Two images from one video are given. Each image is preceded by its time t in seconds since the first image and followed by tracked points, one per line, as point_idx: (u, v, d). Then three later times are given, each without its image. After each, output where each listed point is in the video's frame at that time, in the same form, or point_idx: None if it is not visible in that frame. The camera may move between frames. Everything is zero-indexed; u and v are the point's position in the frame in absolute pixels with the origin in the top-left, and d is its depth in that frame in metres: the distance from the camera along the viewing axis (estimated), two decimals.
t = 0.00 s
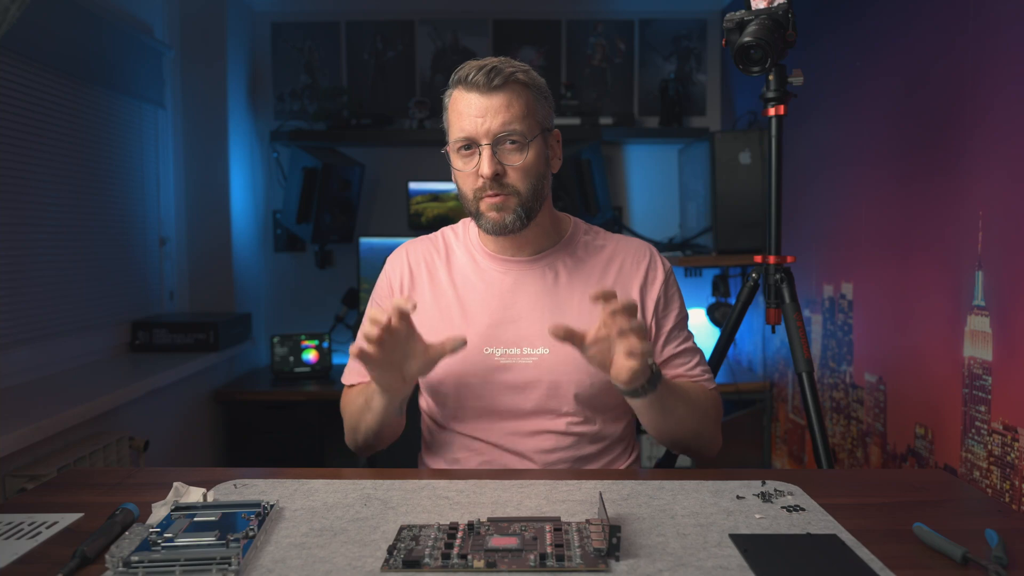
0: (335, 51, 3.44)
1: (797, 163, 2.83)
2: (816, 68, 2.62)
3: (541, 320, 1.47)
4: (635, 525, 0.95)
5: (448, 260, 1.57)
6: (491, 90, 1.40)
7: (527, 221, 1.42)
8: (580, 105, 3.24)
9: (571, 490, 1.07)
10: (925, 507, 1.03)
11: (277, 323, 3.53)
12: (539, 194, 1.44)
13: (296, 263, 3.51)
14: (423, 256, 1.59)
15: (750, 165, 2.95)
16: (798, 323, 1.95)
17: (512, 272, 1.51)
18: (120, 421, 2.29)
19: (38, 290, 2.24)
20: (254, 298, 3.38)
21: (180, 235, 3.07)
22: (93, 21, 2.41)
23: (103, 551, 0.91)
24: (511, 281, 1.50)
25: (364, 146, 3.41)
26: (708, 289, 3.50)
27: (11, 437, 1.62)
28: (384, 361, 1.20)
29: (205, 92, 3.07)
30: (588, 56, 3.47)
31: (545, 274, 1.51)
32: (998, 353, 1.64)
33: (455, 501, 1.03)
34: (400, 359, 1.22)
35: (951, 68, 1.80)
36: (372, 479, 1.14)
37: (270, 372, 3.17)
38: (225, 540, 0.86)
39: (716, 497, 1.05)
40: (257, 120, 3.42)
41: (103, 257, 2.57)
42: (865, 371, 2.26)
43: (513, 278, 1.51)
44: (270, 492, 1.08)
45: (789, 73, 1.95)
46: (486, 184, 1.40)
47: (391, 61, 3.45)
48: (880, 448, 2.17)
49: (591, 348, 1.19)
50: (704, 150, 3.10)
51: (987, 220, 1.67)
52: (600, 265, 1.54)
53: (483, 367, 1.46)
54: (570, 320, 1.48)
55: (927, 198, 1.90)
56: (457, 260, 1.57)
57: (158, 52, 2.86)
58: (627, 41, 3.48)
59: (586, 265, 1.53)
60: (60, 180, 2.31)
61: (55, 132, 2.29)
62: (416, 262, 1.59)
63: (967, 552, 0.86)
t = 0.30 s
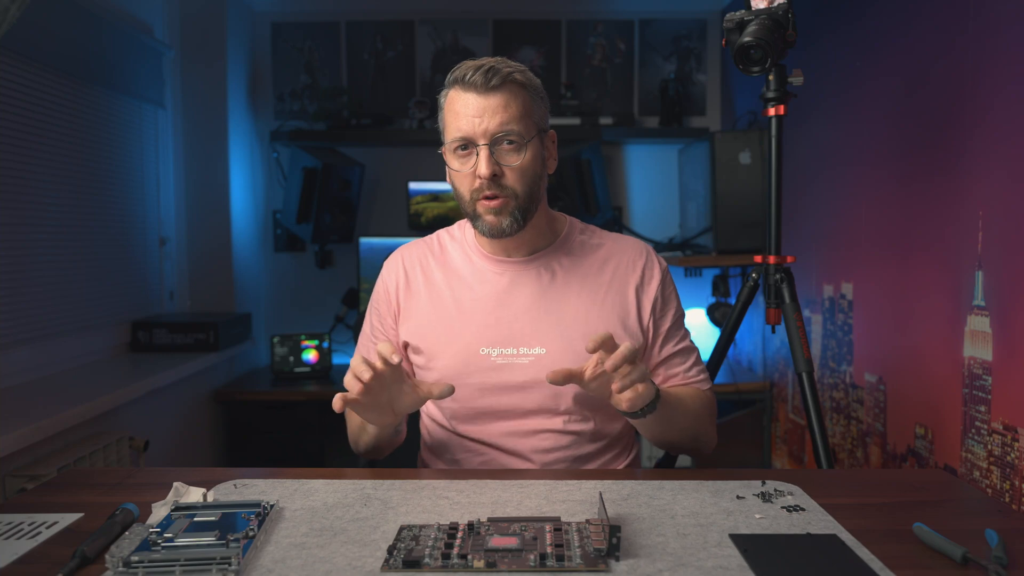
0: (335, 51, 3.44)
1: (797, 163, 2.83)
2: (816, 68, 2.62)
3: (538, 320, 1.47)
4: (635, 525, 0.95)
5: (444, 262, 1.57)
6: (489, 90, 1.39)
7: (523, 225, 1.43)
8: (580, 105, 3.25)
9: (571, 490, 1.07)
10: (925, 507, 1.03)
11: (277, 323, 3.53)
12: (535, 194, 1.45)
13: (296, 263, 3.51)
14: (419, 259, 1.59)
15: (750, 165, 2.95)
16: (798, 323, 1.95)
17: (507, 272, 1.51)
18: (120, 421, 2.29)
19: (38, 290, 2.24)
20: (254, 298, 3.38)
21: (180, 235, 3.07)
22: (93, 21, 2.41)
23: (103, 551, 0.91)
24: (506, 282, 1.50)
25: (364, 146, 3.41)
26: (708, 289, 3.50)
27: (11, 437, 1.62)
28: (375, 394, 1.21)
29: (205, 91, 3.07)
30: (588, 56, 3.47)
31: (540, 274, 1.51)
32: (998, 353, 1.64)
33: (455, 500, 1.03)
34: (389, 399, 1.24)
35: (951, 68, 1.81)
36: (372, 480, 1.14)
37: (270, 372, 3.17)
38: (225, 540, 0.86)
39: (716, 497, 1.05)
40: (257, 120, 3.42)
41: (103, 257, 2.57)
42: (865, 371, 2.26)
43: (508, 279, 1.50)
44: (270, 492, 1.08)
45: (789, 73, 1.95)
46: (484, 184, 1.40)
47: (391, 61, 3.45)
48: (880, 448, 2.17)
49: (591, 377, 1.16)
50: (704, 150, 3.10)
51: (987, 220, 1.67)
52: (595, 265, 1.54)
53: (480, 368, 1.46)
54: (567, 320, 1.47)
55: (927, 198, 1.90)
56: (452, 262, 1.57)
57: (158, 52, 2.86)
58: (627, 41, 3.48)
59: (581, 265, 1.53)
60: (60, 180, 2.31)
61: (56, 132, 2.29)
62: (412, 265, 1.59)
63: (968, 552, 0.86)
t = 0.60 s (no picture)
0: (335, 51, 3.44)
1: (797, 163, 2.83)
2: (816, 67, 2.62)
3: (536, 320, 1.47)
4: (635, 525, 0.95)
5: (443, 263, 1.57)
6: (485, 97, 1.39)
7: (521, 230, 1.44)
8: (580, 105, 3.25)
9: (571, 490, 1.07)
10: (925, 507, 1.03)
11: (277, 323, 3.53)
12: (533, 199, 1.45)
13: (296, 263, 3.51)
14: (417, 260, 1.59)
15: (750, 165, 2.95)
16: (798, 323, 1.95)
17: (506, 273, 1.51)
18: (120, 421, 2.29)
19: (38, 290, 2.24)
20: (254, 298, 3.38)
21: (180, 234, 3.07)
22: (93, 21, 2.41)
23: (103, 551, 0.91)
24: (505, 282, 1.50)
25: (364, 146, 3.41)
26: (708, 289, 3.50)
27: (11, 437, 1.62)
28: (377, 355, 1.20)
29: (205, 91, 3.07)
30: (588, 56, 3.47)
31: (539, 274, 1.51)
32: (998, 353, 1.64)
33: (455, 500, 1.03)
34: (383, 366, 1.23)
35: (951, 68, 1.81)
36: (372, 479, 1.14)
37: (270, 372, 3.17)
38: (225, 540, 0.86)
39: (716, 497, 1.05)
40: (257, 119, 3.42)
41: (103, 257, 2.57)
42: (865, 371, 2.26)
43: (507, 279, 1.50)
44: (270, 492, 1.08)
45: (789, 73, 1.95)
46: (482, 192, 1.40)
47: (391, 61, 3.45)
48: (880, 448, 2.17)
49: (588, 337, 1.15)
50: (704, 150, 3.10)
51: (987, 220, 1.67)
52: (594, 265, 1.54)
53: (478, 369, 1.46)
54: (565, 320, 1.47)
55: (927, 198, 1.90)
56: (451, 263, 1.57)
57: (158, 52, 2.86)
58: (627, 41, 3.48)
59: (580, 266, 1.53)
60: (60, 180, 2.31)
61: (56, 132, 2.29)
62: (410, 266, 1.59)
63: (967, 552, 0.86)
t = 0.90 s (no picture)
0: (335, 51, 3.44)
1: (797, 163, 2.83)
2: (816, 68, 2.62)
3: (535, 322, 1.47)
4: (635, 525, 0.95)
5: (442, 265, 1.57)
6: (489, 104, 1.38)
7: (522, 236, 1.44)
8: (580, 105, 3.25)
9: (571, 489, 1.07)
10: (925, 507, 1.03)
11: (277, 323, 3.53)
12: (534, 205, 1.45)
13: (296, 263, 3.51)
14: (417, 262, 1.59)
15: (750, 165, 2.95)
16: (798, 323, 1.95)
17: (504, 275, 1.51)
18: (120, 421, 2.29)
19: (38, 290, 2.24)
20: (254, 298, 3.38)
21: (180, 234, 3.07)
22: (93, 21, 2.41)
23: (103, 551, 0.91)
24: (503, 284, 1.50)
25: (364, 146, 3.41)
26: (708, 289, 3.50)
27: (11, 437, 1.62)
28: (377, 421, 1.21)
29: (205, 91, 3.07)
30: (588, 56, 3.47)
31: (537, 276, 1.51)
32: (998, 353, 1.64)
33: (455, 500, 1.03)
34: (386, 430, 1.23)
35: (951, 68, 1.81)
36: (372, 479, 1.14)
37: (270, 372, 3.17)
38: (225, 540, 0.86)
39: (716, 497, 1.05)
40: (257, 119, 3.42)
41: (104, 257, 2.57)
42: (865, 371, 2.26)
43: (506, 281, 1.50)
44: (270, 492, 1.08)
45: (789, 73, 1.95)
46: (484, 198, 1.40)
47: (391, 61, 3.45)
48: (880, 448, 2.17)
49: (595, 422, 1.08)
50: (704, 150, 3.10)
51: (987, 219, 1.67)
52: (593, 267, 1.54)
53: (477, 369, 1.46)
54: (564, 320, 1.47)
55: (927, 198, 1.90)
56: (450, 265, 1.57)
57: (158, 52, 2.86)
58: (627, 41, 3.48)
59: (579, 267, 1.53)
60: (60, 180, 2.31)
61: (56, 131, 2.29)
62: (410, 268, 1.59)
63: (967, 552, 0.86)
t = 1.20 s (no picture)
0: (335, 51, 3.44)
1: (797, 163, 2.83)
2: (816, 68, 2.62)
3: (533, 321, 1.47)
4: (635, 525, 0.95)
5: (440, 264, 1.57)
6: (493, 102, 1.38)
7: (524, 232, 1.45)
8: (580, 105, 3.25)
9: (571, 490, 1.07)
10: (925, 507, 1.03)
11: (277, 323, 3.53)
12: (536, 202, 1.46)
13: (296, 263, 3.51)
14: (415, 262, 1.59)
15: (750, 165, 2.95)
16: (798, 323, 1.95)
17: (503, 274, 1.51)
18: (120, 421, 2.29)
19: (38, 290, 2.24)
20: (254, 298, 3.38)
21: (180, 234, 3.07)
22: (93, 21, 2.41)
23: (103, 551, 0.91)
24: (502, 283, 1.50)
25: (364, 145, 3.41)
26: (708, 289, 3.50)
27: (10, 437, 1.61)
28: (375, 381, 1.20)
29: (205, 91, 3.07)
30: (588, 56, 3.47)
31: (536, 275, 1.51)
32: (998, 353, 1.64)
33: (455, 500, 1.03)
34: (378, 397, 1.22)
35: (951, 68, 1.81)
36: (373, 479, 1.14)
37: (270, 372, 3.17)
38: (225, 540, 0.86)
39: (716, 497, 1.05)
40: (257, 119, 3.42)
41: (103, 257, 2.57)
42: (865, 371, 2.26)
43: (504, 280, 1.50)
44: (270, 492, 1.08)
45: (789, 73, 1.95)
46: (488, 195, 1.40)
47: (391, 61, 3.45)
48: (880, 448, 2.17)
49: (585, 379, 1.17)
50: (704, 150, 3.10)
51: (987, 219, 1.67)
52: (592, 266, 1.54)
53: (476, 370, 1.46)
54: (563, 320, 1.47)
55: (927, 198, 1.90)
56: (449, 264, 1.57)
57: (158, 52, 2.86)
58: (627, 41, 3.48)
59: (577, 266, 1.53)
60: (60, 180, 2.31)
61: (55, 131, 2.29)
62: (408, 268, 1.59)
63: (967, 552, 0.86)
